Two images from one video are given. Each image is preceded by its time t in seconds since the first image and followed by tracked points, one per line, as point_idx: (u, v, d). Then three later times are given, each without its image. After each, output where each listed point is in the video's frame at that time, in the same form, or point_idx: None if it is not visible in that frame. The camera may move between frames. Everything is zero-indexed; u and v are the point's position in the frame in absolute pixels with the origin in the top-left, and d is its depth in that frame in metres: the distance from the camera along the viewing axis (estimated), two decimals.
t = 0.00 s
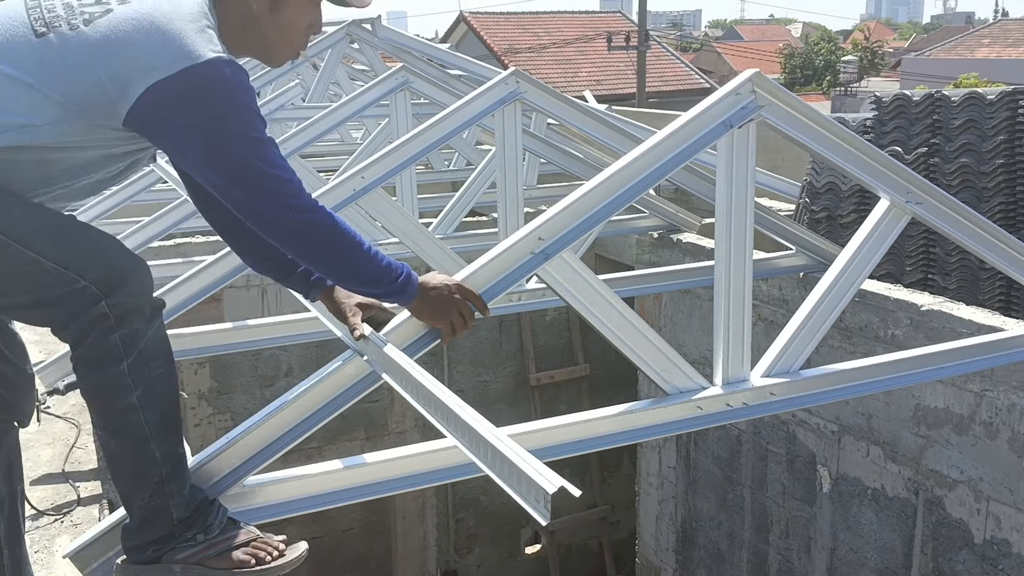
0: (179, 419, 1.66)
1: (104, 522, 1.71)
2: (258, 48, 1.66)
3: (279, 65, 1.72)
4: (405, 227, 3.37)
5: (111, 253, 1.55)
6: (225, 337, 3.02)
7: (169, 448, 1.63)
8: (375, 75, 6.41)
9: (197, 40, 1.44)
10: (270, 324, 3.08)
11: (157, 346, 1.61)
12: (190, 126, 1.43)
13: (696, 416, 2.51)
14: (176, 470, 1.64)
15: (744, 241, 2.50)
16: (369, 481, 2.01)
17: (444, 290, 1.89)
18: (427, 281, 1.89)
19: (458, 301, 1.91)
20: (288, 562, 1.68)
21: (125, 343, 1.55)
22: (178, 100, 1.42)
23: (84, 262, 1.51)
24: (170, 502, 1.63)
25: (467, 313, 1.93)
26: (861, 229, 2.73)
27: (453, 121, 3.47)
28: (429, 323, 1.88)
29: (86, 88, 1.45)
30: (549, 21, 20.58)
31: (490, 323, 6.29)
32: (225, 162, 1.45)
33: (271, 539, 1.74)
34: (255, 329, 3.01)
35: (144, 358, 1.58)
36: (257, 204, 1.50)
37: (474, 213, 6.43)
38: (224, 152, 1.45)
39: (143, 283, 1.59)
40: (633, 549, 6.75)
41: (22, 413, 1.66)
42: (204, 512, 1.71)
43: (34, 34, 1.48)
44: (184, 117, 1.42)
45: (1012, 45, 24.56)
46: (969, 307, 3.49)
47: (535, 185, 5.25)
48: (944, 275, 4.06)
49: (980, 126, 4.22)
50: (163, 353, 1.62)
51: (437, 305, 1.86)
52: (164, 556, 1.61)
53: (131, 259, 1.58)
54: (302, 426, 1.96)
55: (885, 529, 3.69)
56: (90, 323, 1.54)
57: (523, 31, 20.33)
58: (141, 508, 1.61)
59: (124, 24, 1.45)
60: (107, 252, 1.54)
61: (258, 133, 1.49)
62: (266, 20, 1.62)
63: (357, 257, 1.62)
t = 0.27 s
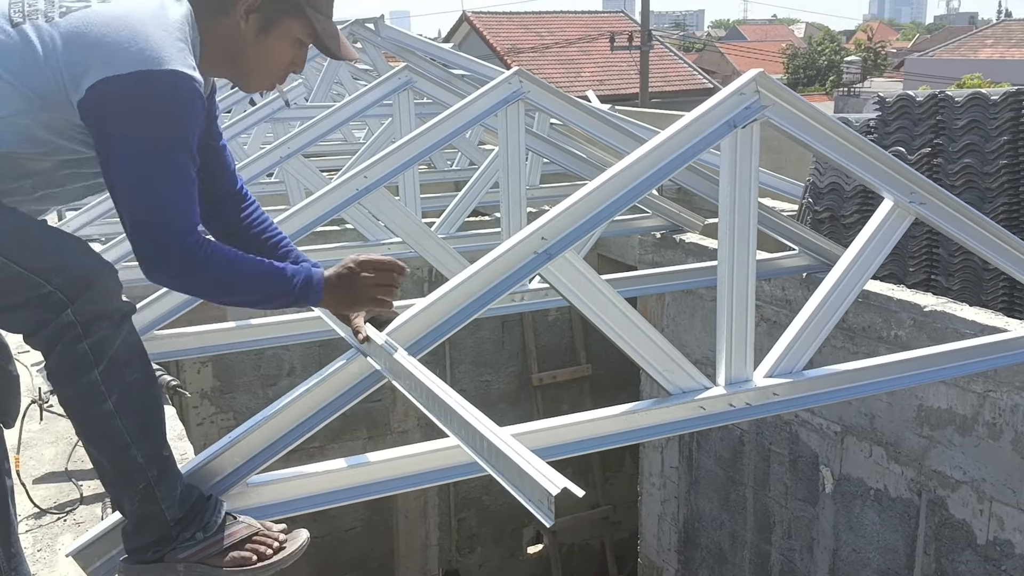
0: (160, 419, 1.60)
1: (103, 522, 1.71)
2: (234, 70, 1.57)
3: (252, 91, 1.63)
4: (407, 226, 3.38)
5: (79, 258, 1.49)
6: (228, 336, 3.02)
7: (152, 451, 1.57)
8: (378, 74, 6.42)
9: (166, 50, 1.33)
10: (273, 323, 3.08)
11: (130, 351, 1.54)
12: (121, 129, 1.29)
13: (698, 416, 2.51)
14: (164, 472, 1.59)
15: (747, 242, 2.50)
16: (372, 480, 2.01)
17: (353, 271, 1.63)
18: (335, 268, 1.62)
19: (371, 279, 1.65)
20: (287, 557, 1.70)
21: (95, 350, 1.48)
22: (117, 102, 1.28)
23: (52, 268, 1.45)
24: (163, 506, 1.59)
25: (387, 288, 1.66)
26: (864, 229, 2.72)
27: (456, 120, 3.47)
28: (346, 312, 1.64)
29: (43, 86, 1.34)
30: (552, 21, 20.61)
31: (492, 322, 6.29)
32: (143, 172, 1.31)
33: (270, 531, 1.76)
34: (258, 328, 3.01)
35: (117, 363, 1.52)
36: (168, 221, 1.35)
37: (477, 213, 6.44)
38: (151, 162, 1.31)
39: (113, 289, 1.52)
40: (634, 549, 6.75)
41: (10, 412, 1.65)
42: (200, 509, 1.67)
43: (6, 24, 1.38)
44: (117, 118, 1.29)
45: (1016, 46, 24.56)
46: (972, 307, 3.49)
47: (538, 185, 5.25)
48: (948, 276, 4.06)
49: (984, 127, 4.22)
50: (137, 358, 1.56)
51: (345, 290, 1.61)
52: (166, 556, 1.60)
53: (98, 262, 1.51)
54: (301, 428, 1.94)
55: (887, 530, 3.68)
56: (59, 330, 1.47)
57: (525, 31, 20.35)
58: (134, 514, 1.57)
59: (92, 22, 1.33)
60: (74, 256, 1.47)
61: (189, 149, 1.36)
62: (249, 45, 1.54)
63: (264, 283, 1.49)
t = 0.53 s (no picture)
0: (149, 422, 1.57)
1: (105, 524, 1.70)
2: (220, 95, 1.59)
3: (238, 116, 1.66)
4: (412, 224, 3.37)
5: (56, 262, 1.50)
6: (234, 334, 3.02)
7: (141, 454, 1.55)
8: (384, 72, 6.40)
9: (143, 79, 1.38)
10: (279, 322, 3.08)
11: (110, 355, 1.52)
12: (93, 144, 1.34)
13: (706, 417, 2.50)
14: (156, 475, 1.56)
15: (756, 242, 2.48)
16: (379, 479, 2.00)
17: (265, 410, 1.68)
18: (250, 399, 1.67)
19: (283, 423, 1.72)
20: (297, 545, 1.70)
21: (74, 355, 1.48)
22: (96, 117, 1.34)
23: (29, 273, 1.46)
24: (158, 508, 1.57)
25: (294, 437, 1.74)
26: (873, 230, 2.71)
27: (463, 118, 3.46)
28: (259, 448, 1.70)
29: (18, 98, 1.39)
30: (558, 19, 20.57)
31: (498, 321, 6.28)
32: (110, 193, 1.35)
33: (273, 524, 1.75)
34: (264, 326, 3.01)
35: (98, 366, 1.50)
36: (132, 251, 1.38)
37: (482, 211, 6.42)
38: (121, 185, 1.35)
39: (90, 292, 1.53)
40: (639, 549, 6.73)
41: (8, 409, 1.64)
42: (199, 506, 1.65)
43: None
44: (91, 132, 1.34)
45: None
46: (981, 308, 3.47)
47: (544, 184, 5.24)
48: (956, 277, 4.04)
49: (993, 127, 4.20)
50: (118, 362, 1.54)
51: (259, 429, 1.67)
52: (170, 556, 1.59)
53: (74, 264, 1.52)
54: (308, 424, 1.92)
55: (894, 532, 3.67)
56: (35, 336, 1.48)
57: (531, 28, 20.31)
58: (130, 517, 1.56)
59: (71, 39, 1.40)
60: (49, 260, 1.48)
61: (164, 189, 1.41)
62: (235, 70, 1.57)
63: (206, 356, 1.49)
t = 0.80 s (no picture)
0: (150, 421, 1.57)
1: (109, 520, 1.71)
2: (223, 113, 1.59)
3: (241, 134, 1.65)
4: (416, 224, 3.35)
5: (55, 260, 1.50)
6: (238, 332, 3.03)
7: (140, 451, 1.55)
8: (388, 71, 6.42)
9: (138, 88, 1.39)
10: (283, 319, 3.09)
11: (109, 352, 1.52)
12: (87, 155, 1.35)
13: (708, 416, 2.50)
14: (157, 472, 1.56)
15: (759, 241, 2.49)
16: (382, 476, 2.01)
17: (271, 407, 1.70)
18: (256, 398, 1.69)
19: (286, 423, 1.73)
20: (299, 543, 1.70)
21: (73, 353, 1.48)
22: (88, 124, 1.35)
23: (27, 270, 1.47)
24: (157, 506, 1.56)
25: (294, 438, 1.75)
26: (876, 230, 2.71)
27: (466, 117, 3.47)
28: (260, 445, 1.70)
29: (16, 104, 1.41)
30: (561, 18, 20.59)
31: (500, 320, 6.29)
32: (103, 201, 1.36)
33: (276, 520, 1.75)
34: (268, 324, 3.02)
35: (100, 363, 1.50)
36: (128, 259, 1.39)
37: (485, 210, 6.44)
38: (114, 194, 1.36)
39: (90, 290, 1.52)
40: (641, 548, 6.74)
41: (11, 406, 1.63)
42: (200, 502, 1.64)
43: None
44: (83, 143, 1.34)
45: None
46: (984, 308, 3.47)
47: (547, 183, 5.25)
48: (958, 277, 4.04)
49: (996, 127, 4.21)
50: (117, 359, 1.53)
51: (263, 425, 1.68)
52: (173, 553, 1.59)
53: (74, 263, 1.52)
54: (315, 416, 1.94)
55: (896, 531, 3.67)
56: (34, 335, 1.47)
57: (535, 28, 20.33)
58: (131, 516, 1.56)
59: (71, 47, 1.42)
60: (49, 258, 1.48)
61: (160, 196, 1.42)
62: (238, 89, 1.56)
63: (204, 360, 1.49)
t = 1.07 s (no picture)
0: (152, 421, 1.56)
1: (114, 518, 1.71)
2: (227, 131, 1.59)
3: (241, 152, 1.65)
4: (420, 223, 3.36)
5: (57, 261, 1.47)
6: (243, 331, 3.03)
7: (144, 451, 1.54)
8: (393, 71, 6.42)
9: (139, 93, 1.39)
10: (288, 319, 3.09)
11: (109, 353, 1.51)
12: (87, 156, 1.34)
13: (713, 417, 2.50)
14: (160, 472, 1.55)
15: (766, 243, 2.49)
16: (389, 475, 2.01)
17: (279, 409, 1.71)
18: (265, 400, 1.70)
19: (293, 426, 1.74)
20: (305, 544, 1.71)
21: (73, 353, 1.46)
22: (90, 126, 1.35)
23: (28, 270, 1.44)
24: (161, 506, 1.56)
25: (298, 442, 1.75)
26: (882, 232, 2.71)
27: (472, 117, 3.47)
28: (265, 445, 1.70)
29: (19, 107, 1.41)
30: (566, 18, 20.59)
31: (505, 320, 6.29)
32: (105, 205, 1.35)
33: (282, 521, 1.76)
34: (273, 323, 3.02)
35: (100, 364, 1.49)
36: (127, 262, 1.39)
37: (490, 210, 6.44)
38: (115, 196, 1.36)
39: (91, 291, 1.50)
40: (644, 549, 6.74)
41: (17, 404, 1.63)
42: (205, 502, 1.64)
43: None
44: (83, 147, 1.34)
45: None
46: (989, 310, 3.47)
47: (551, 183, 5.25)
48: (964, 278, 4.04)
49: (1002, 128, 4.21)
50: (118, 359, 1.52)
51: (270, 426, 1.69)
52: (179, 552, 1.59)
53: (75, 264, 1.49)
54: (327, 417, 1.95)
55: (900, 533, 3.67)
56: (35, 335, 1.45)
57: (539, 28, 20.33)
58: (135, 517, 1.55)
59: (76, 53, 1.42)
60: (51, 258, 1.46)
61: (161, 196, 1.42)
62: (243, 109, 1.56)
63: (207, 361, 1.49)
